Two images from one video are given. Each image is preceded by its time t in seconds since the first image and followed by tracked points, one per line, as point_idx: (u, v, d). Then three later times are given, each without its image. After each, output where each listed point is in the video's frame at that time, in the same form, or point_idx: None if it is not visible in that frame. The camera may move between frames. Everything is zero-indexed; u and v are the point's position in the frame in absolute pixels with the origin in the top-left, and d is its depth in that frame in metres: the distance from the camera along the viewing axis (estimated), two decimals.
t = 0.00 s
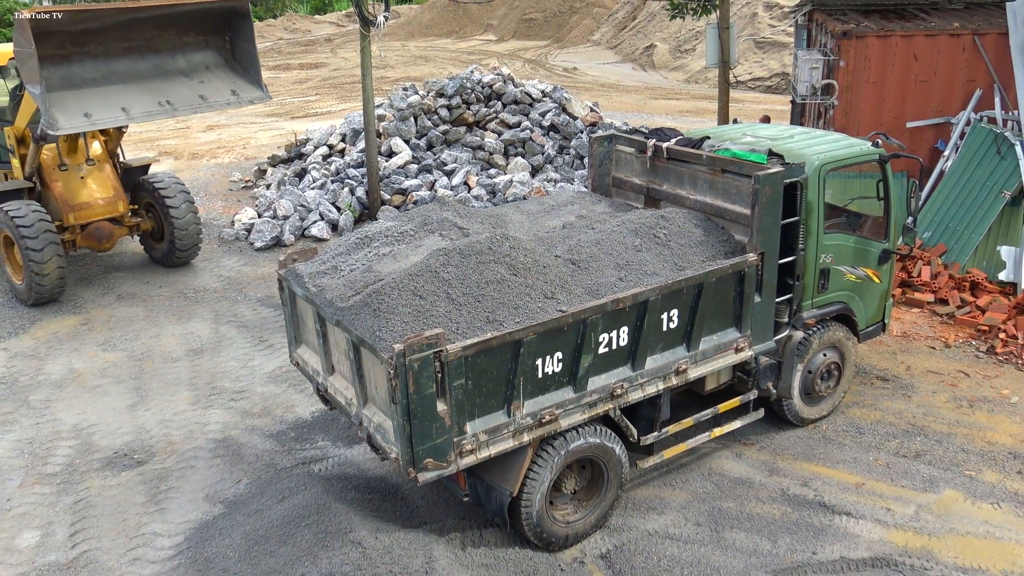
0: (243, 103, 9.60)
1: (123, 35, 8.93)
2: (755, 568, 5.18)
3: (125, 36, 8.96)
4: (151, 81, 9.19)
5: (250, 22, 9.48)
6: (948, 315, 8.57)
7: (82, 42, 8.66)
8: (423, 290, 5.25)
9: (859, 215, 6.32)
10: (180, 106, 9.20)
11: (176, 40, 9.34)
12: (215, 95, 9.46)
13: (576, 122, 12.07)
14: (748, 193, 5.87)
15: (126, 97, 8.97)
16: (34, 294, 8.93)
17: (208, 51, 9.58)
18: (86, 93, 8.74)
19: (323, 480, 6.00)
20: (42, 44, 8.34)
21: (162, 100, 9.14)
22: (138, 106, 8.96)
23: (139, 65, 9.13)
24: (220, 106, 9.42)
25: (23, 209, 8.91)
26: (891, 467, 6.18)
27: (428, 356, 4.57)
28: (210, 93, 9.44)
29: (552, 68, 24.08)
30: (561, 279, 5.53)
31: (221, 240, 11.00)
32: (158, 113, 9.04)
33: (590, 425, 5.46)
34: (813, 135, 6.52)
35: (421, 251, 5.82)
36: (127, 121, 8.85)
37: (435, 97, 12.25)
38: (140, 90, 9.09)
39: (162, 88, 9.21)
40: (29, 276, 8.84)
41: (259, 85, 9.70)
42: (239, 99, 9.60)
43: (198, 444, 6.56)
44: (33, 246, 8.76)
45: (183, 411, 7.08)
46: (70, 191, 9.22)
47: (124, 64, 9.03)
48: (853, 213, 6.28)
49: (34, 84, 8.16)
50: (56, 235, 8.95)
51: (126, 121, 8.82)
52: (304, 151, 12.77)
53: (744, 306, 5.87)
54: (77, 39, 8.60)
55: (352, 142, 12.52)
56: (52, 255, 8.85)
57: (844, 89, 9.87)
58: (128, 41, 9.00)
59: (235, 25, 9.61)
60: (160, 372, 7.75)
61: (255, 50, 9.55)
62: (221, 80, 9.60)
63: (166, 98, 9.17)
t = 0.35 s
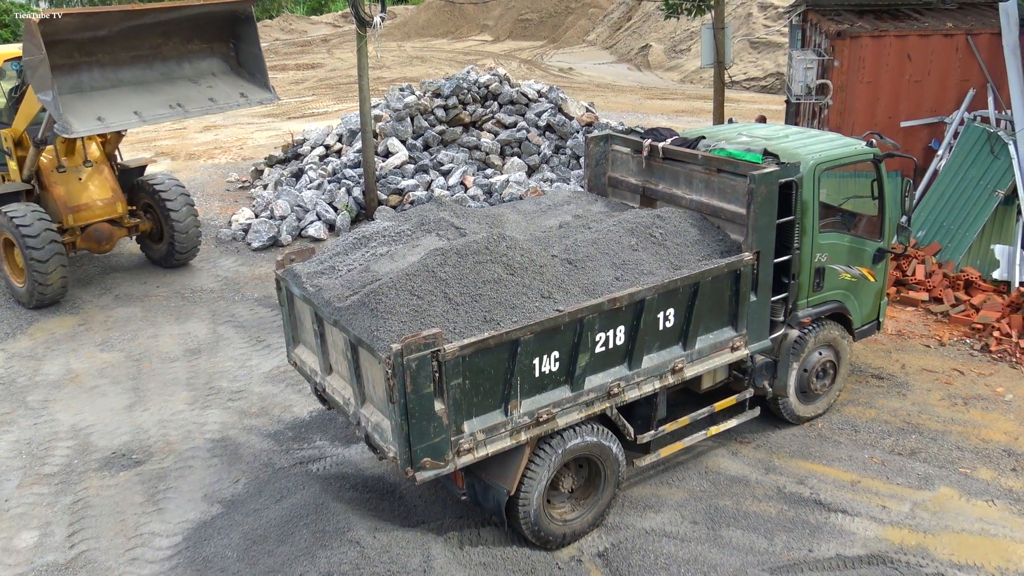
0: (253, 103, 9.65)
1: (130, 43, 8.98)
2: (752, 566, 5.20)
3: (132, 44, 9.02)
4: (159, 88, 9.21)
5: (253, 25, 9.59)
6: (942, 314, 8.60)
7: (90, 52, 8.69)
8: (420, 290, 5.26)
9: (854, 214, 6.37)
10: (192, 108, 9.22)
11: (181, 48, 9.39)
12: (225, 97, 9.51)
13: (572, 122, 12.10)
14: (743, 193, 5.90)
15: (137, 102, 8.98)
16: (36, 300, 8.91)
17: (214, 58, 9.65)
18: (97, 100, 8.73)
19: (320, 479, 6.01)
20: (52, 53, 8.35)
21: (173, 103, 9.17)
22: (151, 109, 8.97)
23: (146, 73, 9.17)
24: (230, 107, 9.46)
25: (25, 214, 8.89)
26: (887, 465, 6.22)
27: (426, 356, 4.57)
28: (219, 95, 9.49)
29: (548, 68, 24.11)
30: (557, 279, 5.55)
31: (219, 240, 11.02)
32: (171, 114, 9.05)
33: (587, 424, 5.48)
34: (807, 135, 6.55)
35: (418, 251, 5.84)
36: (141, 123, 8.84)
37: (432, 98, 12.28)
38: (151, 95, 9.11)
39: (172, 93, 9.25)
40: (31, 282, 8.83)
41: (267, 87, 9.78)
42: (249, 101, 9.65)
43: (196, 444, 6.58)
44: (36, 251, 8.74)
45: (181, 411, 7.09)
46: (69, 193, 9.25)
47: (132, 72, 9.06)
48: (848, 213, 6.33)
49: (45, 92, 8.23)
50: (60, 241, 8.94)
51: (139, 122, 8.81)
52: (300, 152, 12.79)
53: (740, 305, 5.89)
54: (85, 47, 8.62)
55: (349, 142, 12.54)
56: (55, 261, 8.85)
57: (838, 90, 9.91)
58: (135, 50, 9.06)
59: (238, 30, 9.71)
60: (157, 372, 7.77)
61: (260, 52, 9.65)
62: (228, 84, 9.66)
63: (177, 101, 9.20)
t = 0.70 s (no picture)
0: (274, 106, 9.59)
1: (149, 51, 8.95)
2: (750, 567, 5.21)
3: (150, 52, 8.98)
4: (179, 96, 9.16)
5: (269, 31, 9.52)
6: (940, 315, 8.61)
7: (111, 60, 8.65)
8: (418, 291, 5.25)
9: (851, 216, 6.38)
10: (215, 112, 9.17)
11: (198, 57, 9.35)
12: (246, 101, 9.46)
13: (571, 124, 12.11)
14: (741, 195, 5.91)
15: (162, 107, 8.93)
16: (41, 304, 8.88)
17: (230, 67, 9.59)
18: (121, 106, 8.68)
19: (318, 480, 6.01)
20: (76, 61, 8.32)
21: (196, 108, 9.13)
22: (176, 113, 8.92)
23: (165, 82, 9.13)
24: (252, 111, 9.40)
25: (33, 217, 8.80)
26: (885, 467, 6.23)
27: (424, 357, 4.57)
28: (240, 100, 9.45)
29: (546, 70, 24.13)
30: (555, 280, 5.54)
31: (216, 241, 11.02)
32: (195, 118, 9.00)
33: (584, 426, 5.47)
34: (805, 137, 6.56)
35: (416, 252, 5.83)
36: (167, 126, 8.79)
37: (430, 99, 12.26)
38: (174, 101, 9.06)
39: (193, 98, 9.21)
40: (39, 287, 8.78)
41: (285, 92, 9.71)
42: (269, 104, 9.60)
43: (194, 445, 6.57)
44: (45, 257, 8.68)
45: (179, 412, 7.09)
46: (74, 196, 9.21)
47: (152, 81, 9.01)
48: (846, 215, 6.34)
49: (72, 97, 8.19)
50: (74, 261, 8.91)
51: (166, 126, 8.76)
52: (299, 153, 12.79)
53: (738, 306, 5.90)
54: (106, 56, 8.58)
55: (347, 143, 12.53)
56: (64, 268, 8.80)
57: (836, 92, 9.85)
58: (154, 58, 9.03)
59: (252, 38, 9.64)
60: (155, 373, 7.76)
61: (277, 58, 9.56)
62: (247, 90, 9.61)
63: (200, 106, 9.16)
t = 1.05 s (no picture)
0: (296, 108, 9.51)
1: (170, 59, 8.85)
2: (747, 570, 5.21)
3: (171, 60, 8.88)
4: (201, 103, 9.07)
5: (286, 37, 9.46)
6: (937, 318, 8.63)
7: (134, 68, 8.52)
8: (416, 293, 5.24)
9: (848, 219, 6.39)
10: (240, 116, 9.12)
11: (216, 65, 9.26)
12: (268, 106, 9.40)
13: (568, 127, 12.13)
14: (738, 198, 5.91)
15: (188, 113, 8.87)
16: (45, 311, 8.83)
17: (247, 75, 9.49)
18: (149, 113, 8.59)
19: (315, 483, 6.00)
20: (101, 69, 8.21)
21: (221, 113, 9.07)
22: (203, 118, 8.86)
23: (187, 90, 9.03)
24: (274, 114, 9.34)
25: (47, 225, 8.73)
26: (881, 470, 6.24)
27: (421, 360, 4.56)
28: (262, 104, 9.39)
29: (544, 73, 24.14)
30: (553, 283, 5.54)
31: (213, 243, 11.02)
32: (221, 123, 8.94)
33: (581, 428, 5.47)
34: (801, 140, 6.58)
35: (413, 255, 5.82)
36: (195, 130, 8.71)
37: (427, 102, 12.27)
38: (198, 107, 9.00)
39: (216, 104, 9.14)
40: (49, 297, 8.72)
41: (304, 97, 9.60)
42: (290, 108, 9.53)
43: (190, 447, 6.57)
44: (59, 267, 8.63)
45: (175, 414, 7.08)
46: (81, 200, 9.18)
47: (174, 89, 8.92)
48: (842, 218, 6.35)
49: (100, 104, 8.07)
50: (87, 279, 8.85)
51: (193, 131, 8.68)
52: (296, 155, 12.79)
53: (735, 309, 5.90)
54: (129, 63, 8.46)
55: (344, 146, 12.53)
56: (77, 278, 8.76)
57: (833, 95, 9.94)
58: (174, 66, 8.92)
59: (269, 45, 9.56)
60: (152, 376, 7.75)
61: (295, 63, 9.48)
62: (268, 95, 9.53)
63: (224, 111, 9.10)
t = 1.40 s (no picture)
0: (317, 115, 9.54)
1: (191, 71, 8.87)
2: (742, 574, 5.21)
3: (190, 72, 8.89)
4: (223, 113, 9.09)
5: (303, 45, 9.49)
6: (933, 323, 8.65)
7: (156, 80, 8.51)
8: (413, 296, 5.24)
9: (845, 223, 6.41)
10: (264, 124, 9.15)
11: (235, 75, 9.28)
12: (289, 114, 9.45)
13: (566, 130, 12.14)
14: (735, 202, 5.92)
15: (211, 123, 8.89)
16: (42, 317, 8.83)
17: (266, 84, 9.50)
18: (174, 124, 8.60)
19: (311, 485, 5.99)
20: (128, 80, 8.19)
21: (245, 122, 9.11)
22: (229, 127, 8.89)
23: (208, 101, 9.06)
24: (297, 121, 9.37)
25: (73, 252, 8.50)
26: (877, 474, 6.24)
27: (418, 362, 4.56)
28: (284, 112, 9.43)
29: (542, 76, 24.16)
30: (550, 286, 5.54)
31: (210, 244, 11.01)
32: (246, 130, 8.98)
33: (578, 431, 5.46)
34: (799, 144, 6.59)
35: (410, 257, 5.82)
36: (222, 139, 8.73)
37: (425, 104, 12.39)
38: (221, 117, 9.02)
39: (238, 113, 9.17)
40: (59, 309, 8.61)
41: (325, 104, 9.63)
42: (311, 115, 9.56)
43: (186, 449, 6.56)
44: (77, 299, 8.51)
45: (171, 416, 7.07)
46: (91, 205, 9.05)
47: (196, 100, 8.94)
48: (839, 222, 6.36)
49: (127, 115, 8.03)
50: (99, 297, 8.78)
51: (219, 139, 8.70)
52: (294, 157, 12.79)
53: (732, 312, 5.90)
54: (152, 75, 8.45)
55: (342, 148, 12.54)
56: (90, 304, 8.66)
57: (829, 99, 10.01)
58: (195, 77, 8.94)
59: (286, 54, 9.58)
60: (148, 377, 7.74)
61: (314, 72, 9.50)
62: (288, 103, 9.57)
63: (248, 120, 9.15)
